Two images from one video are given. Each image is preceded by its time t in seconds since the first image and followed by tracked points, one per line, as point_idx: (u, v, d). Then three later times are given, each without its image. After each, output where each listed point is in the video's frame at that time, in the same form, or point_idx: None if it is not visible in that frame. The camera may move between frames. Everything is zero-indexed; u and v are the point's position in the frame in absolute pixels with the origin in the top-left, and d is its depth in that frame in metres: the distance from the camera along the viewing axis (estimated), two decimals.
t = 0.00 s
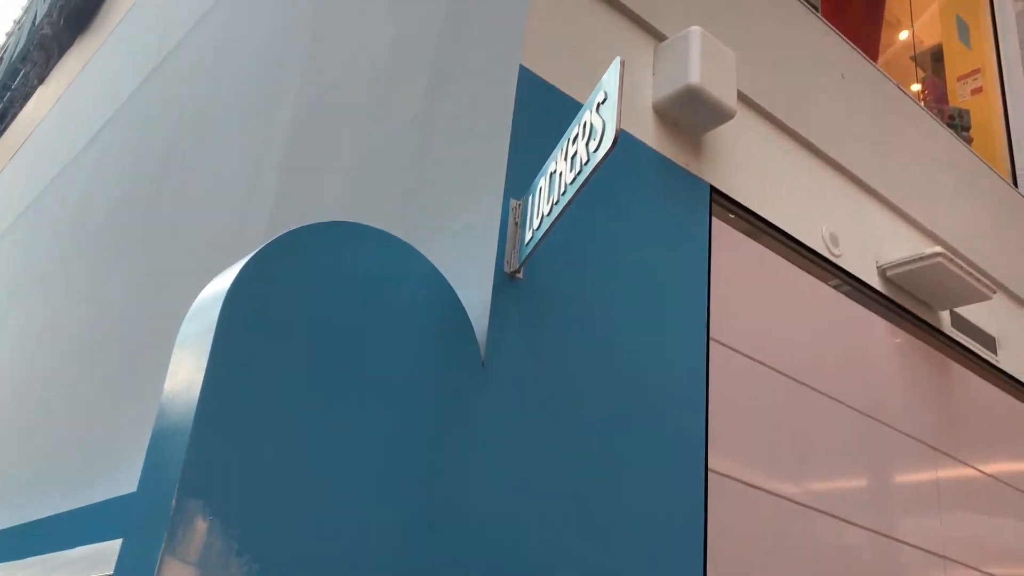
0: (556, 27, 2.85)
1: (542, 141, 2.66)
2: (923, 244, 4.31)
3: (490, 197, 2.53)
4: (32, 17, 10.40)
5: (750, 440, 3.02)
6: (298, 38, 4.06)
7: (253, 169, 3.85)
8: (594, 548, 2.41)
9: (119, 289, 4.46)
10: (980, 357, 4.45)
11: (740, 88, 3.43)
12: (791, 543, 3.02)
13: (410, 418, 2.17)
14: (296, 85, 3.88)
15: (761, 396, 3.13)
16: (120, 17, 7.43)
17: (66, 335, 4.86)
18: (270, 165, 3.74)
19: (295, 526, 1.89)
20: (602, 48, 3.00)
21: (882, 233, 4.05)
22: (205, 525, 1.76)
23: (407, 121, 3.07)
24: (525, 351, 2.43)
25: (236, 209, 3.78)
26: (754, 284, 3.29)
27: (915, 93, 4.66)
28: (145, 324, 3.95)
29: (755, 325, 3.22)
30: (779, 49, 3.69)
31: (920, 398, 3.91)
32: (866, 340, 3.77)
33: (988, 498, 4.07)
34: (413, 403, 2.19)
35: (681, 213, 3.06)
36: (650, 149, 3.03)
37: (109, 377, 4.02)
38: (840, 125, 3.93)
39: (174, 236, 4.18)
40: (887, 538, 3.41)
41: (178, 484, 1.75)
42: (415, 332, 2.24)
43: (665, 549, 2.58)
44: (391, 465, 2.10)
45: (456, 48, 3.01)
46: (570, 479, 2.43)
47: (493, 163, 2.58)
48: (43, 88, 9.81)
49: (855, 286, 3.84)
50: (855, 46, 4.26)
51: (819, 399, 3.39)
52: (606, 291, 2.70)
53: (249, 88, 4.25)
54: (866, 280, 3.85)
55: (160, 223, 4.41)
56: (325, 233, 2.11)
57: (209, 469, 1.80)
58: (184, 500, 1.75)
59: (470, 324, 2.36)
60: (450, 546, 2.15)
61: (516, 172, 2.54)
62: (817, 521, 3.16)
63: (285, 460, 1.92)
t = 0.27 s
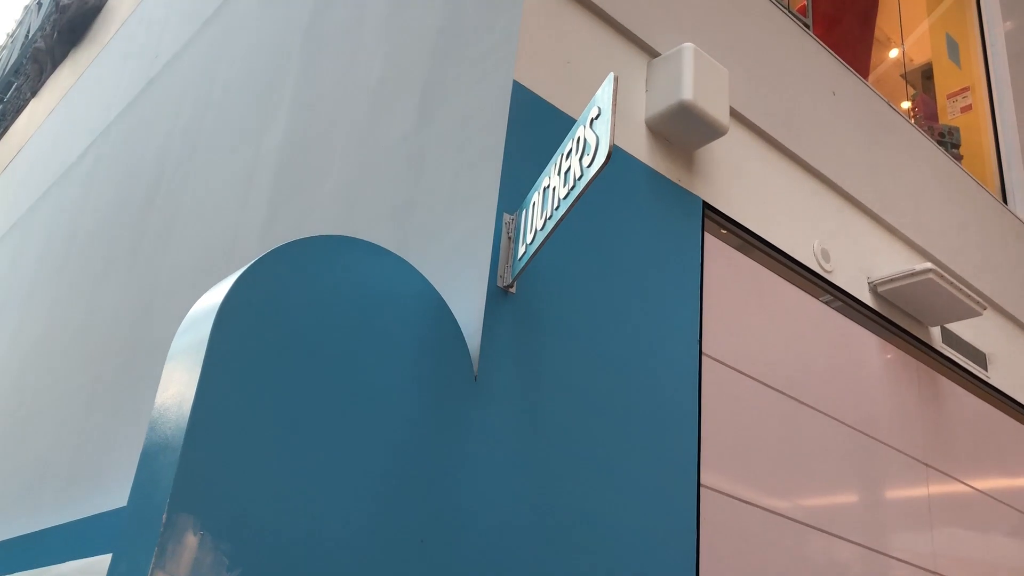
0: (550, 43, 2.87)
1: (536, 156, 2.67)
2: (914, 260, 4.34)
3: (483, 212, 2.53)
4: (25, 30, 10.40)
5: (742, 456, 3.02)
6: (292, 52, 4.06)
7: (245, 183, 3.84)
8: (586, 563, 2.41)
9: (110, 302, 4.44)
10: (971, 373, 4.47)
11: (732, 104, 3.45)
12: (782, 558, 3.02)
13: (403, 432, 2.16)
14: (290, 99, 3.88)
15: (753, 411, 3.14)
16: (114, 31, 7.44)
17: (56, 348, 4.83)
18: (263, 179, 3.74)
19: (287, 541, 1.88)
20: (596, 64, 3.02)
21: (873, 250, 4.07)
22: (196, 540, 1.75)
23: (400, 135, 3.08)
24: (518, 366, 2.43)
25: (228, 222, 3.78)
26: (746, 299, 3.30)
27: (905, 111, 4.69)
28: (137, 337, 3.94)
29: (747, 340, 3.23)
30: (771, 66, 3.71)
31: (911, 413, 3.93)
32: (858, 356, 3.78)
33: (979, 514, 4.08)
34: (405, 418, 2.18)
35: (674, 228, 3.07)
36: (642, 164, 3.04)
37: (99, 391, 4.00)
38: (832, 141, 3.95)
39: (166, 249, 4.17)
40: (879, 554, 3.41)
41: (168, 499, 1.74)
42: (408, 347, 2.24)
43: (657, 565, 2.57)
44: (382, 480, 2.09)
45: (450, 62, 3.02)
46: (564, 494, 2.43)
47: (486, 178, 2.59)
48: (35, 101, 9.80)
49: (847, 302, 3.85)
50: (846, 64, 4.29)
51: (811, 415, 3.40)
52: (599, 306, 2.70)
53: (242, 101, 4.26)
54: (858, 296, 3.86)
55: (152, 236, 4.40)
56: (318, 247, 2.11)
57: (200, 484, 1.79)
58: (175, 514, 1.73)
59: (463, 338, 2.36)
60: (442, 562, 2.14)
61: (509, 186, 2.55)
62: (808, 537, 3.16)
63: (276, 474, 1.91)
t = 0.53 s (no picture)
0: (554, 39, 2.86)
1: (541, 152, 2.66)
2: (921, 253, 4.32)
3: (489, 208, 2.53)
4: (29, 33, 10.42)
5: (750, 451, 3.02)
6: (295, 52, 4.07)
7: (250, 183, 3.85)
8: (595, 559, 2.40)
9: (117, 304, 4.45)
10: (979, 365, 4.45)
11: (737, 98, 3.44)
12: (791, 553, 3.01)
13: (411, 430, 2.16)
14: (294, 99, 3.88)
15: (761, 406, 3.13)
16: (117, 33, 7.45)
17: (63, 350, 4.84)
18: (268, 179, 3.74)
19: (298, 539, 1.88)
20: (600, 59, 3.01)
21: (880, 243, 4.06)
22: (206, 539, 1.75)
23: (405, 133, 3.08)
24: (527, 362, 2.43)
25: (234, 222, 3.78)
26: (753, 294, 3.30)
27: (910, 103, 4.68)
28: (144, 338, 3.94)
29: (755, 335, 3.23)
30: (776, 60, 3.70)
31: (919, 407, 3.92)
32: (865, 350, 3.77)
33: (989, 507, 4.07)
34: (413, 415, 2.18)
35: (680, 223, 3.06)
36: (648, 159, 3.04)
37: (108, 392, 4.01)
38: (837, 135, 3.94)
39: (171, 250, 4.18)
40: (888, 548, 3.40)
41: (178, 498, 1.74)
42: (415, 344, 2.23)
43: (667, 561, 2.57)
44: (391, 478, 2.09)
45: (454, 60, 3.02)
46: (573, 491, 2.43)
47: (492, 174, 2.58)
48: (40, 104, 9.82)
49: (854, 295, 3.85)
50: (851, 57, 4.28)
51: (819, 409, 3.39)
52: (606, 302, 2.70)
53: (246, 102, 4.26)
54: (865, 289, 3.86)
55: (158, 237, 4.41)
56: (324, 245, 2.11)
57: (210, 484, 1.79)
58: (185, 513, 1.73)
59: (470, 335, 2.36)
60: (452, 559, 2.14)
61: (515, 182, 2.55)
62: (817, 531, 3.15)
63: (285, 473, 1.91)
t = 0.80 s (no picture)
0: (572, 17, 2.84)
1: (562, 130, 2.65)
2: (947, 226, 4.28)
3: (511, 188, 2.52)
4: (47, 29, 10.49)
5: (778, 427, 3.01)
6: (312, 38, 4.06)
7: (271, 170, 3.86)
8: (625, 538, 2.41)
9: (142, 294, 4.48)
10: (1008, 338, 4.41)
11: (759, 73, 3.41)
12: (820, 529, 3.00)
13: (439, 411, 2.17)
14: (312, 85, 3.89)
15: (788, 382, 3.12)
16: (135, 25, 7.48)
17: (91, 341, 4.89)
18: (289, 166, 3.75)
19: (330, 521, 1.90)
20: (619, 36, 2.99)
21: (905, 216, 4.02)
22: (240, 522, 1.77)
23: (424, 115, 3.07)
24: (552, 342, 2.43)
25: (255, 210, 3.80)
26: (778, 269, 3.28)
27: (933, 75, 4.62)
28: (170, 327, 3.97)
29: (781, 311, 3.21)
30: (796, 33, 3.66)
31: (947, 381, 3.89)
32: (892, 324, 3.74)
33: (1019, 481, 4.04)
34: (441, 397, 2.18)
35: (703, 199, 3.04)
36: (669, 136, 3.02)
37: (136, 381, 4.05)
38: (861, 107, 3.90)
39: (194, 239, 4.20)
40: (918, 522, 3.39)
41: (212, 481, 1.76)
42: (441, 326, 2.24)
43: (696, 537, 2.57)
44: (421, 459, 2.10)
45: (472, 40, 3.00)
46: (602, 470, 2.43)
47: (514, 154, 2.57)
48: (60, 99, 9.90)
49: (880, 270, 3.81)
50: (873, 28, 4.23)
51: (846, 384, 3.37)
52: (631, 280, 2.69)
53: (264, 89, 4.27)
54: (891, 263, 3.82)
55: (181, 226, 4.44)
56: (348, 229, 2.11)
57: (242, 467, 1.80)
58: (219, 497, 1.75)
59: (496, 316, 2.35)
60: (482, 539, 2.15)
61: (537, 161, 2.54)
62: (846, 506, 3.14)
63: (315, 456, 1.92)
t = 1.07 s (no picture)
0: None
1: (600, 92, 2.62)
2: (993, 180, 4.19)
3: (550, 152, 2.51)
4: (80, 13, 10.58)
5: (824, 387, 2.98)
6: (344, 9, 4.05)
7: (307, 144, 3.87)
8: (673, 498, 2.41)
9: (185, 271, 4.54)
10: None
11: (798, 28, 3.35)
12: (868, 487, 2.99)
13: (485, 377, 2.18)
14: (345, 57, 3.88)
15: (833, 341, 3.09)
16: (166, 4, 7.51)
17: (136, 319, 4.97)
18: (325, 139, 3.76)
19: (381, 486, 1.93)
20: None
21: (950, 171, 3.94)
22: (294, 487, 1.81)
23: (459, 82, 3.06)
24: (595, 305, 2.42)
25: (293, 184, 3.82)
26: (821, 228, 3.23)
27: (977, 25, 4.50)
28: (214, 303, 4.02)
29: (824, 270, 3.17)
30: None
31: (995, 337, 3.83)
32: (938, 281, 3.68)
33: None
34: (487, 362, 2.19)
35: (743, 159, 3.01)
36: (708, 95, 2.98)
37: (182, 357, 4.11)
38: (903, 60, 3.81)
39: (234, 215, 4.24)
40: (966, 479, 3.36)
41: (265, 448, 1.81)
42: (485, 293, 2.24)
43: (743, 498, 2.57)
44: (468, 424, 2.11)
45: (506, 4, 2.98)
46: (648, 432, 2.43)
47: (552, 118, 2.56)
48: (95, 82, 10.00)
49: (926, 226, 3.75)
50: None
51: (892, 343, 3.33)
52: (673, 242, 2.67)
53: (297, 63, 4.27)
54: (937, 219, 3.75)
55: (220, 203, 4.48)
56: (389, 198, 2.12)
57: (294, 435, 1.84)
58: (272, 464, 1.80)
59: (538, 281, 2.35)
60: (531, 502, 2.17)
61: (576, 124, 2.52)
62: (894, 465, 3.12)
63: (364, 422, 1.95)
